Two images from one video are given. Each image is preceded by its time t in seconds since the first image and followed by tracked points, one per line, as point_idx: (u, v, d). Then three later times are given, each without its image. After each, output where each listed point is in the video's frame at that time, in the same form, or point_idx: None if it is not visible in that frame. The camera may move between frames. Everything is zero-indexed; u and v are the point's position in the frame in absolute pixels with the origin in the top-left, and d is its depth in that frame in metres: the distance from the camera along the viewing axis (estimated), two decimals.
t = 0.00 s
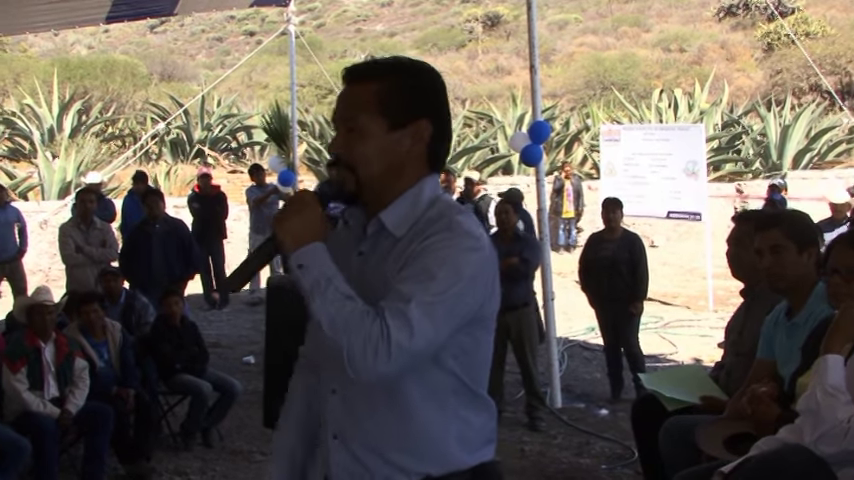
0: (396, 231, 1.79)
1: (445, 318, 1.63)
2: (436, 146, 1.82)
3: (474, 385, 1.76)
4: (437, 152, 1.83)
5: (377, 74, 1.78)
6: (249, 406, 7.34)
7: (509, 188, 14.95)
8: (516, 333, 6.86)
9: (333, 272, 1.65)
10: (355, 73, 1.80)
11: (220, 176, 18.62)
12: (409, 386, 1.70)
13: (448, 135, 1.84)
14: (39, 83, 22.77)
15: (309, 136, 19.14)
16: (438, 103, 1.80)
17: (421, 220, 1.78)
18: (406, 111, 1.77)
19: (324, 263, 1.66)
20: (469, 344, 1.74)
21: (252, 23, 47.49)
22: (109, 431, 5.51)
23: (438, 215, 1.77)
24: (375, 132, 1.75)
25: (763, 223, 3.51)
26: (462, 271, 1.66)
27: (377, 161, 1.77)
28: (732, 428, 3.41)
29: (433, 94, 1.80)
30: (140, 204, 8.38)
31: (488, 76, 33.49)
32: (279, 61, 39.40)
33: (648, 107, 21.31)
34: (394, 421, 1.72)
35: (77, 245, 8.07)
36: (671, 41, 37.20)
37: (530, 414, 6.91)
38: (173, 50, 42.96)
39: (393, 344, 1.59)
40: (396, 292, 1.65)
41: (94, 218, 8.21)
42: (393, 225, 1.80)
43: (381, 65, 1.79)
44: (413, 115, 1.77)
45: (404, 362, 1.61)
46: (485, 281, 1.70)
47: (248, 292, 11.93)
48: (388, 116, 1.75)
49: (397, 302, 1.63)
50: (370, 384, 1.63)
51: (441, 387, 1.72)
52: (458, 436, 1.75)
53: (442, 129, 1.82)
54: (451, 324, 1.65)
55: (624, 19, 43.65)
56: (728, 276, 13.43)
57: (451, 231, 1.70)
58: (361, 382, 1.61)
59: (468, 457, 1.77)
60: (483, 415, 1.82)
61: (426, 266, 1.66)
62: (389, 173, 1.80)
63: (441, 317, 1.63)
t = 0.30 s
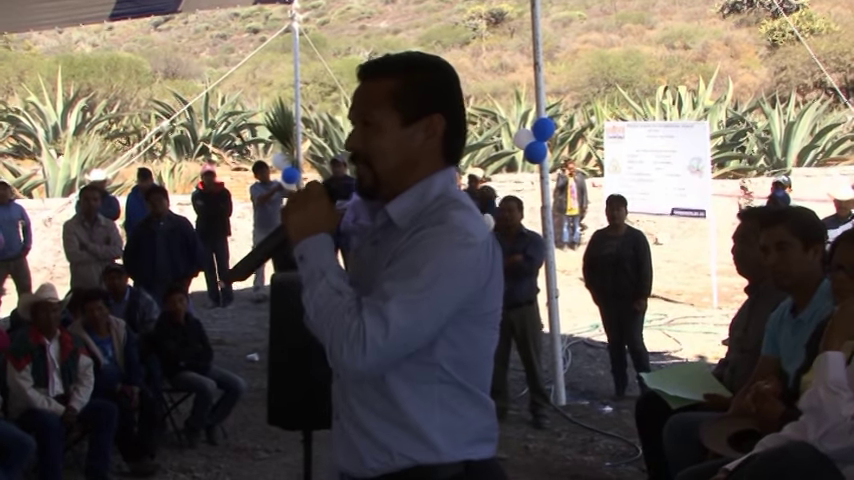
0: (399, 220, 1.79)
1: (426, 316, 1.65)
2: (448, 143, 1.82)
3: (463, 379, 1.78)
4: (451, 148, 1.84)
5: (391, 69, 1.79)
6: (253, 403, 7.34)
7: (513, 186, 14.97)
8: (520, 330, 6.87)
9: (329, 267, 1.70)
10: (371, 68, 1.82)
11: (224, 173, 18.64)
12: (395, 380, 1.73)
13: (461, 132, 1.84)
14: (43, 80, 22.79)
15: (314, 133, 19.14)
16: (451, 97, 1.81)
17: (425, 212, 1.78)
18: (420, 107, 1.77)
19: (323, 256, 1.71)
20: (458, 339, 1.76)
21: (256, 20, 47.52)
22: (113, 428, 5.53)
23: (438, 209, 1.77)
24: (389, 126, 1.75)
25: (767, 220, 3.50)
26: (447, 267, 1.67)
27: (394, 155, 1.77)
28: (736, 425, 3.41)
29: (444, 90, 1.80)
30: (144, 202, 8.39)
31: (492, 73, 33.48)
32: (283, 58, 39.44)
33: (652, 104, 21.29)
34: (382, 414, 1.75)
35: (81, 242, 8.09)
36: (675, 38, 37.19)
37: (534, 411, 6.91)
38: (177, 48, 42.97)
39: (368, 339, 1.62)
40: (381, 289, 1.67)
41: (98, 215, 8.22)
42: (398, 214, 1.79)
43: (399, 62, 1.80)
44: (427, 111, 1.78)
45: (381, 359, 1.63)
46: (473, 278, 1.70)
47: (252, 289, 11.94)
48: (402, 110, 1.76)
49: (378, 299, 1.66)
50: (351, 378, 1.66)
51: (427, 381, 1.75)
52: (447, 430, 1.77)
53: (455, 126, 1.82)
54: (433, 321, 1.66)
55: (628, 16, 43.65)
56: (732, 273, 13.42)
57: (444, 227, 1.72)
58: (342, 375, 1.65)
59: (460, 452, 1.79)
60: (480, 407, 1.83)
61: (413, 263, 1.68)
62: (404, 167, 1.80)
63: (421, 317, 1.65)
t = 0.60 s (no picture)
0: (406, 214, 1.78)
1: (428, 304, 1.65)
2: (454, 142, 1.82)
3: (468, 372, 1.77)
4: (457, 147, 1.83)
5: (400, 64, 1.79)
6: (256, 400, 7.33)
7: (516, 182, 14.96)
8: (523, 327, 6.86)
9: (335, 253, 1.70)
10: (379, 65, 1.81)
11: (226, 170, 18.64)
12: (398, 368, 1.73)
13: (468, 130, 1.83)
14: (46, 77, 22.81)
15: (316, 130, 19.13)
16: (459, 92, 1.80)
17: (432, 206, 1.77)
18: (426, 105, 1.76)
19: (330, 241, 1.71)
20: (463, 330, 1.75)
21: (260, 17, 47.51)
22: (117, 425, 5.51)
23: (445, 201, 1.76)
24: (399, 120, 1.75)
25: (770, 216, 3.38)
26: (448, 258, 1.67)
27: (400, 152, 1.77)
28: (739, 422, 3.30)
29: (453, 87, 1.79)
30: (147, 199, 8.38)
31: (496, 69, 33.52)
32: (286, 55, 39.46)
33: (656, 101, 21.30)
34: (387, 405, 1.75)
35: (84, 239, 8.08)
36: (679, 35, 37.22)
37: (537, 408, 6.90)
38: (181, 45, 43.04)
39: (369, 325, 1.62)
40: (384, 278, 1.67)
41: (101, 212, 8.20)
42: (404, 208, 1.78)
43: (407, 58, 1.79)
44: (434, 108, 1.77)
45: (381, 345, 1.63)
46: (478, 269, 1.69)
47: (255, 285, 11.93)
48: (409, 107, 1.75)
49: (380, 286, 1.66)
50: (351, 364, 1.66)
51: (431, 372, 1.74)
52: (450, 423, 1.76)
53: (462, 124, 1.81)
54: (436, 309, 1.66)
55: (631, 12, 43.66)
56: (736, 270, 13.42)
57: (448, 220, 1.71)
58: (341, 361, 1.65)
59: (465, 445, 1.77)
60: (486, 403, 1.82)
61: (418, 253, 1.68)
62: (410, 162, 1.80)
63: (421, 304, 1.64)
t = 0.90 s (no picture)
0: (414, 210, 1.78)
1: (442, 294, 1.64)
2: (458, 138, 1.82)
3: (478, 364, 1.77)
4: (461, 142, 1.83)
5: (406, 58, 1.79)
6: (258, 397, 7.33)
7: (519, 179, 14.96)
8: (525, 324, 6.85)
9: (344, 244, 1.69)
10: (385, 61, 1.81)
11: (229, 167, 18.64)
12: (408, 358, 1.72)
13: (471, 126, 1.83)
14: (48, 74, 22.81)
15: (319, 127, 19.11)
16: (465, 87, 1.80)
17: (438, 202, 1.77)
18: (430, 101, 1.75)
19: (338, 232, 1.70)
20: (473, 324, 1.75)
21: (262, 13, 47.45)
22: (119, 422, 5.52)
23: (452, 196, 1.76)
24: (407, 116, 1.75)
25: (773, 212, 3.38)
26: (458, 249, 1.66)
27: (406, 147, 1.77)
28: (742, 418, 3.29)
29: (459, 83, 1.79)
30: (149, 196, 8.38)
31: (498, 66, 33.52)
32: (289, 51, 39.41)
33: (658, 97, 21.28)
34: (396, 397, 1.74)
35: (87, 236, 8.07)
36: (682, 31, 37.17)
37: (540, 405, 6.91)
38: (183, 42, 43.02)
39: (381, 316, 1.61)
40: (395, 268, 1.66)
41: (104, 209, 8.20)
42: (413, 204, 1.78)
43: (410, 55, 1.79)
44: (438, 105, 1.76)
45: (397, 336, 1.62)
46: (489, 261, 1.69)
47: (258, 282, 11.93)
48: (413, 104, 1.75)
49: (392, 276, 1.65)
50: (363, 354, 1.65)
51: (442, 364, 1.74)
52: (460, 416, 1.76)
53: (467, 120, 1.81)
54: (452, 298, 1.65)
55: (634, 9, 43.59)
56: (739, 267, 13.41)
57: (458, 213, 1.71)
58: (353, 350, 1.64)
59: (473, 438, 1.77)
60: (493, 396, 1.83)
61: (428, 245, 1.68)
62: (415, 159, 1.79)
63: (435, 295, 1.63)
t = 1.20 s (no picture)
0: (418, 208, 1.77)
1: (440, 291, 1.64)
2: (463, 139, 1.81)
3: (480, 363, 1.77)
4: (466, 142, 1.83)
5: (411, 59, 1.77)
6: (262, 394, 7.33)
7: (522, 176, 14.95)
8: (529, 322, 6.84)
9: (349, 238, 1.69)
10: (388, 59, 1.80)
11: (232, 165, 18.66)
12: (416, 354, 1.72)
13: (476, 125, 1.82)
14: (52, 71, 22.84)
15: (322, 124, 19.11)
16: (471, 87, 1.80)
17: (442, 199, 1.76)
18: (434, 98, 1.75)
19: (339, 224, 1.70)
20: (475, 320, 1.75)
21: (265, 10, 47.40)
22: (122, 419, 5.52)
23: (454, 193, 1.76)
24: (420, 112, 1.75)
25: (776, 210, 3.37)
26: (459, 247, 1.66)
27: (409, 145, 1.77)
28: (745, 417, 3.29)
29: (467, 82, 1.79)
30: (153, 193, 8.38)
31: (501, 64, 33.53)
32: (292, 49, 39.39)
33: (662, 95, 21.27)
34: (397, 393, 1.74)
35: (90, 232, 8.08)
36: (684, 29, 37.15)
37: (543, 402, 6.90)
38: (186, 39, 43.06)
39: (378, 308, 1.61)
40: (394, 263, 1.66)
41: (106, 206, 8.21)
42: (417, 202, 1.78)
43: (418, 52, 1.79)
44: (442, 103, 1.76)
45: (392, 327, 1.62)
46: (492, 260, 1.70)
47: (261, 279, 11.94)
48: (417, 101, 1.74)
49: (390, 272, 1.65)
50: (360, 346, 1.65)
51: (444, 359, 1.73)
52: (464, 411, 1.76)
53: (473, 120, 1.81)
54: (450, 293, 1.65)
55: (637, 7, 43.55)
56: (742, 265, 13.40)
57: (461, 211, 1.70)
58: (349, 343, 1.64)
59: (477, 435, 1.78)
60: (496, 394, 1.83)
61: (429, 240, 1.68)
62: (418, 157, 1.80)
63: (435, 290, 1.63)
